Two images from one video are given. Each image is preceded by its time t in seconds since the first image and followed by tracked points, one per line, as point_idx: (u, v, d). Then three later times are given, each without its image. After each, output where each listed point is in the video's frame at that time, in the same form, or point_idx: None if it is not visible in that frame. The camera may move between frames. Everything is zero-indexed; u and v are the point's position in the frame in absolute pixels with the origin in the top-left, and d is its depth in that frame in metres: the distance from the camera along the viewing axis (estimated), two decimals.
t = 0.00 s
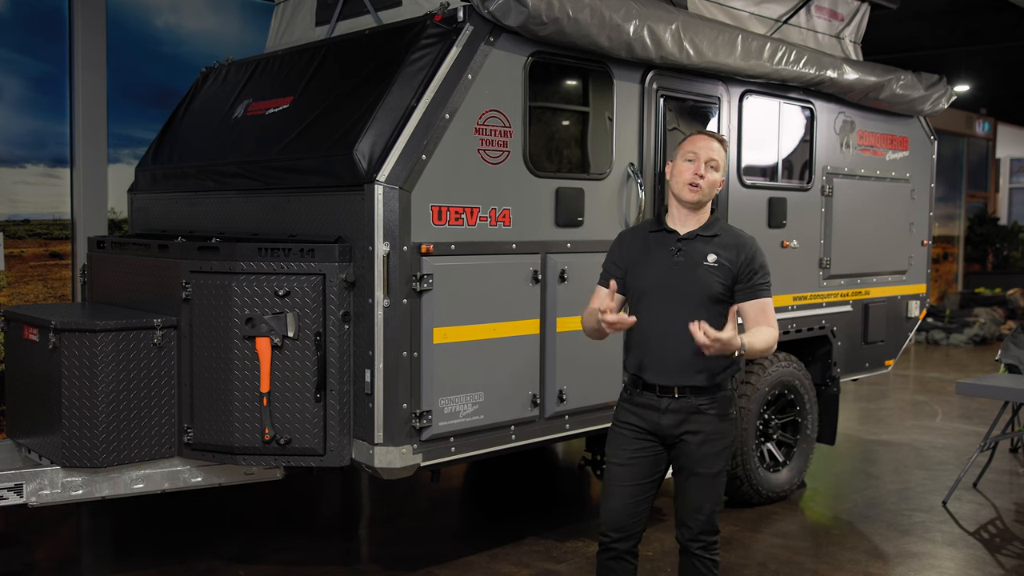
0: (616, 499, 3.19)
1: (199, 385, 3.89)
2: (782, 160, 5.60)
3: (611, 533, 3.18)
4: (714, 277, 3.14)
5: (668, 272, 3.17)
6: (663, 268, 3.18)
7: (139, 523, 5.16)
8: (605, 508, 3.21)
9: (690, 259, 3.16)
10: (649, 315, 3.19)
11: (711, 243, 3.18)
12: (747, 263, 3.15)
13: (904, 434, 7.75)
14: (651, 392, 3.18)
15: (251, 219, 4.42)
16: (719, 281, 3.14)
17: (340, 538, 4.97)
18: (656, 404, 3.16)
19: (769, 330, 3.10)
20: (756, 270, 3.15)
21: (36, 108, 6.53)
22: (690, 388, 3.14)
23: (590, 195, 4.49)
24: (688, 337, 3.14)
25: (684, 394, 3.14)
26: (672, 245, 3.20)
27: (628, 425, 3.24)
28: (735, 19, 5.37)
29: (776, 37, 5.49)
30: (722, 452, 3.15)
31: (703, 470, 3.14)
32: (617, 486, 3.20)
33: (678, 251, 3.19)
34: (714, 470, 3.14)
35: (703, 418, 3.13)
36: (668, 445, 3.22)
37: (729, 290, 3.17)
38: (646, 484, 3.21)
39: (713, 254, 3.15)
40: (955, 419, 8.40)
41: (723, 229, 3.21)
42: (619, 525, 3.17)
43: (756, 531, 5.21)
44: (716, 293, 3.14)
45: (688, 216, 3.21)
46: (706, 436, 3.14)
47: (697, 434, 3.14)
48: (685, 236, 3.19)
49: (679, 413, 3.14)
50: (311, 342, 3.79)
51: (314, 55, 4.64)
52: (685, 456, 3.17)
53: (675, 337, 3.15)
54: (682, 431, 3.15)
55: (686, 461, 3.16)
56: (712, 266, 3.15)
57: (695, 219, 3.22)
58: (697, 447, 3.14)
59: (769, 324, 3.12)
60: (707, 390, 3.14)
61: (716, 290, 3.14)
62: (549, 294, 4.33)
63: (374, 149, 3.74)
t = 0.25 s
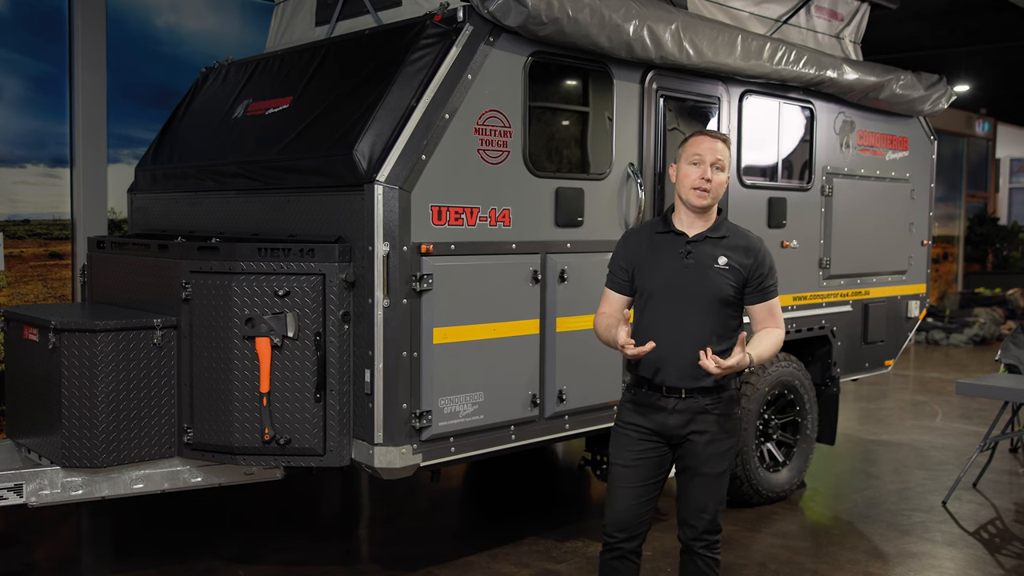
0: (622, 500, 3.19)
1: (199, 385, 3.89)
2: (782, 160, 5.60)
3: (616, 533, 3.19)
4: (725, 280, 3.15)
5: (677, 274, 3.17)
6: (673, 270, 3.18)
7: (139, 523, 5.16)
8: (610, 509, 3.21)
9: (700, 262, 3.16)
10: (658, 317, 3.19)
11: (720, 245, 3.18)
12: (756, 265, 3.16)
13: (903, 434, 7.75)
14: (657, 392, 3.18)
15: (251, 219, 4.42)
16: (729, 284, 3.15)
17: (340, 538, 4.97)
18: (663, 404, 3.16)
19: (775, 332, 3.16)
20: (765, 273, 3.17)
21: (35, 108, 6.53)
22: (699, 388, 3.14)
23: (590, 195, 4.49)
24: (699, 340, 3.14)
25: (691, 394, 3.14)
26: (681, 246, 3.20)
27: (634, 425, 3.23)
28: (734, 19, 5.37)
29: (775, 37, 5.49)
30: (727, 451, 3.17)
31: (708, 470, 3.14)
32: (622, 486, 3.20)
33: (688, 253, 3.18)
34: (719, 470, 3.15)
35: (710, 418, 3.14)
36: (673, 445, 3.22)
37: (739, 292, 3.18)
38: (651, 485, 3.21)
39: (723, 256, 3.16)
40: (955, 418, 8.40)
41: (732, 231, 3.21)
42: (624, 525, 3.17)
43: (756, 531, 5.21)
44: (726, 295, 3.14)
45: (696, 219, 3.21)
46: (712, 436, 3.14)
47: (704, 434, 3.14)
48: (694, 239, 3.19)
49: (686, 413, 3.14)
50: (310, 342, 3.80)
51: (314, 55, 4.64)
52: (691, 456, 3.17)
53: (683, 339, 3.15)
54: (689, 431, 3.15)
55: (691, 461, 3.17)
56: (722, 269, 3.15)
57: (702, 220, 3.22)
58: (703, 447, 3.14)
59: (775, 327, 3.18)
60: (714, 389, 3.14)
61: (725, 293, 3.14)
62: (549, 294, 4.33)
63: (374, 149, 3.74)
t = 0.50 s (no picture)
0: (623, 500, 3.19)
1: (199, 385, 3.90)
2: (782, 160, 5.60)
3: (617, 533, 3.18)
4: (726, 280, 3.15)
5: (679, 275, 3.17)
6: (674, 271, 3.18)
7: (139, 523, 5.16)
8: (611, 509, 3.22)
9: (701, 263, 3.16)
10: (659, 318, 3.19)
11: (722, 246, 3.18)
12: (758, 266, 3.16)
13: (903, 434, 7.75)
14: (658, 392, 3.18)
15: (251, 219, 4.42)
16: (731, 285, 3.15)
17: (340, 538, 4.97)
18: (664, 404, 3.16)
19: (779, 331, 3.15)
20: (768, 274, 3.17)
21: (35, 109, 6.53)
22: (700, 389, 3.14)
23: (590, 195, 4.49)
24: (701, 341, 3.14)
25: (692, 395, 3.14)
26: (683, 248, 3.20)
27: (635, 425, 3.23)
28: (734, 19, 5.37)
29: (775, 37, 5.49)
30: (728, 452, 3.16)
31: (710, 470, 3.14)
32: (623, 486, 3.20)
33: (689, 254, 3.18)
34: (720, 470, 3.15)
35: (711, 418, 3.14)
36: (675, 446, 3.22)
37: (740, 293, 3.18)
38: (653, 485, 3.21)
39: (724, 257, 3.16)
40: (954, 418, 8.40)
41: (733, 232, 3.21)
42: (626, 525, 3.17)
43: (756, 531, 5.21)
44: (727, 296, 3.14)
45: (697, 220, 3.21)
46: (713, 436, 3.14)
47: (705, 434, 3.14)
48: (695, 239, 3.19)
49: (688, 413, 3.14)
50: (310, 342, 3.80)
51: (314, 55, 4.64)
52: (692, 456, 3.17)
53: (684, 340, 3.15)
54: (690, 431, 3.15)
55: (693, 461, 3.17)
56: (723, 270, 3.15)
57: (703, 221, 3.22)
58: (704, 447, 3.15)
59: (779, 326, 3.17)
60: (715, 390, 3.14)
61: (727, 294, 3.14)
62: (549, 294, 4.33)
63: (374, 149, 3.74)
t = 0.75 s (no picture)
0: (623, 500, 3.19)
1: (199, 385, 3.90)
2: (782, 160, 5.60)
3: (617, 533, 3.19)
4: (725, 279, 3.15)
5: (677, 274, 3.18)
6: (673, 270, 3.18)
7: (139, 523, 5.16)
8: (611, 509, 3.22)
9: (700, 261, 3.16)
10: (659, 318, 3.19)
11: (720, 244, 3.18)
12: (756, 264, 3.16)
13: (903, 434, 7.75)
14: (658, 392, 3.19)
15: (251, 218, 4.42)
16: (730, 283, 3.15)
17: (340, 538, 4.97)
18: (664, 404, 3.16)
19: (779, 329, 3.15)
20: (766, 272, 3.16)
21: (35, 109, 6.53)
22: (700, 389, 3.14)
23: (590, 195, 4.49)
24: (701, 340, 3.14)
25: (692, 394, 3.14)
26: (681, 247, 3.20)
27: (636, 425, 3.23)
28: (734, 19, 5.37)
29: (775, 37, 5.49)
30: (728, 452, 3.16)
31: (710, 471, 3.14)
32: (623, 486, 3.20)
33: (687, 253, 3.19)
34: (720, 471, 3.15)
35: (711, 419, 3.14)
36: (675, 446, 3.22)
37: (740, 291, 3.17)
38: (653, 485, 3.21)
39: (722, 256, 3.16)
40: (954, 418, 8.40)
41: (732, 230, 3.21)
42: (626, 525, 3.17)
43: (755, 531, 5.21)
44: (726, 294, 3.14)
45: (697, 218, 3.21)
46: (713, 436, 3.14)
47: (705, 435, 3.14)
48: (694, 239, 3.19)
49: (688, 413, 3.14)
50: (310, 342, 3.80)
51: (314, 55, 4.64)
52: (692, 456, 3.17)
53: (684, 339, 3.15)
54: (690, 431, 3.15)
55: (692, 462, 3.17)
56: (722, 268, 3.15)
57: (704, 220, 3.22)
58: (704, 448, 3.14)
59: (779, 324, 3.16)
60: (715, 390, 3.14)
61: (726, 292, 3.14)
62: (549, 294, 4.33)
63: (374, 149, 3.74)
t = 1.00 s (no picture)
0: (623, 500, 3.19)
1: (199, 385, 3.90)
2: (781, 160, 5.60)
3: (617, 533, 3.18)
4: (725, 277, 3.15)
5: (678, 273, 3.17)
6: (673, 270, 3.18)
7: (138, 523, 5.15)
8: (611, 509, 3.22)
9: (700, 260, 3.16)
10: (659, 317, 3.19)
11: (721, 243, 3.18)
12: (757, 263, 3.16)
13: (903, 434, 7.75)
14: (658, 392, 3.19)
15: (250, 218, 4.42)
16: (730, 282, 3.15)
17: (340, 538, 4.97)
18: (664, 404, 3.16)
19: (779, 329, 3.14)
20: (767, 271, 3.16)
21: (35, 109, 6.53)
22: (700, 389, 3.14)
23: (590, 195, 4.49)
24: (701, 339, 3.14)
25: (692, 394, 3.14)
26: (682, 246, 3.20)
27: (636, 425, 3.23)
28: (734, 18, 5.37)
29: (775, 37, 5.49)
30: (728, 452, 3.16)
31: (709, 471, 3.14)
32: (623, 486, 3.21)
33: (688, 252, 3.19)
34: (720, 471, 3.14)
35: (711, 419, 3.14)
36: (675, 446, 3.22)
37: (740, 290, 3.17)
38: (653, 486, 3.21)
39: (723, 255, 3.16)
40: (954, 418, 8.40)
41: (733, 229, 3.21)
42: (625, 525, 3.17)
43: (755, 531, 5.21)
44: (727, 294, 3.14)
45: (697, 217, 3.21)
46: (713, 437, 3.14)
47: (704, 435, 3.14)
48: (695, 238, 3.19)
49: (687, 413, 3.14)
50: (310, 342, 3.80)
51: (314, 55, 4.64)
52: (692, 457, 3.17)
53: (684, 338, 3.15)
54: (689, 431, 3.15)
55: (692, 462, 3.17)
56: (723, 267, 3.15)
57: (703, 219, 3.22)
58: (703, 448, 3.14)
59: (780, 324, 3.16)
60: (715, 390, 3.14)
61: (726, 291, 3.14)
62: (549, 294, 4.33)
63: (374, 149, 3.74)
